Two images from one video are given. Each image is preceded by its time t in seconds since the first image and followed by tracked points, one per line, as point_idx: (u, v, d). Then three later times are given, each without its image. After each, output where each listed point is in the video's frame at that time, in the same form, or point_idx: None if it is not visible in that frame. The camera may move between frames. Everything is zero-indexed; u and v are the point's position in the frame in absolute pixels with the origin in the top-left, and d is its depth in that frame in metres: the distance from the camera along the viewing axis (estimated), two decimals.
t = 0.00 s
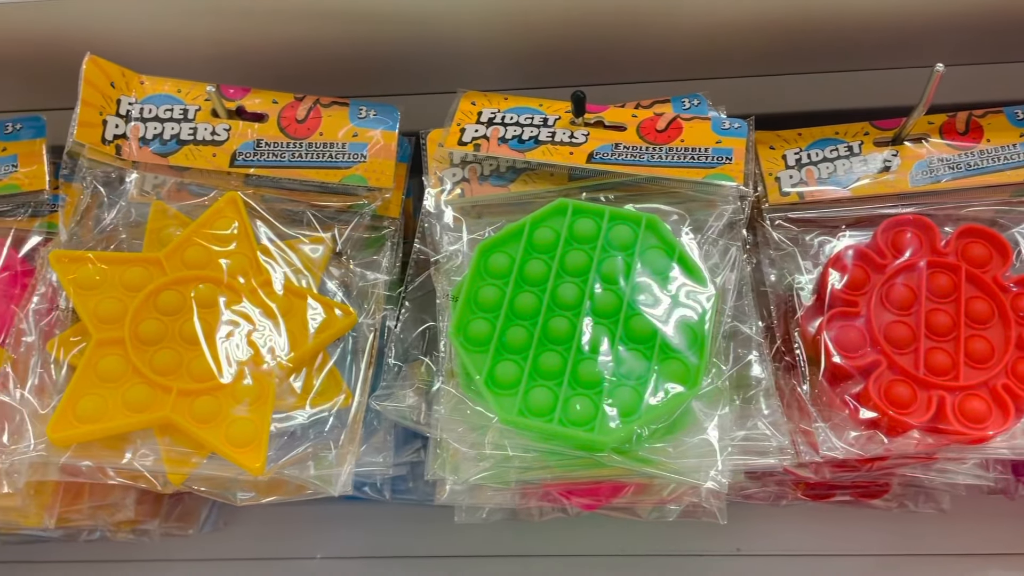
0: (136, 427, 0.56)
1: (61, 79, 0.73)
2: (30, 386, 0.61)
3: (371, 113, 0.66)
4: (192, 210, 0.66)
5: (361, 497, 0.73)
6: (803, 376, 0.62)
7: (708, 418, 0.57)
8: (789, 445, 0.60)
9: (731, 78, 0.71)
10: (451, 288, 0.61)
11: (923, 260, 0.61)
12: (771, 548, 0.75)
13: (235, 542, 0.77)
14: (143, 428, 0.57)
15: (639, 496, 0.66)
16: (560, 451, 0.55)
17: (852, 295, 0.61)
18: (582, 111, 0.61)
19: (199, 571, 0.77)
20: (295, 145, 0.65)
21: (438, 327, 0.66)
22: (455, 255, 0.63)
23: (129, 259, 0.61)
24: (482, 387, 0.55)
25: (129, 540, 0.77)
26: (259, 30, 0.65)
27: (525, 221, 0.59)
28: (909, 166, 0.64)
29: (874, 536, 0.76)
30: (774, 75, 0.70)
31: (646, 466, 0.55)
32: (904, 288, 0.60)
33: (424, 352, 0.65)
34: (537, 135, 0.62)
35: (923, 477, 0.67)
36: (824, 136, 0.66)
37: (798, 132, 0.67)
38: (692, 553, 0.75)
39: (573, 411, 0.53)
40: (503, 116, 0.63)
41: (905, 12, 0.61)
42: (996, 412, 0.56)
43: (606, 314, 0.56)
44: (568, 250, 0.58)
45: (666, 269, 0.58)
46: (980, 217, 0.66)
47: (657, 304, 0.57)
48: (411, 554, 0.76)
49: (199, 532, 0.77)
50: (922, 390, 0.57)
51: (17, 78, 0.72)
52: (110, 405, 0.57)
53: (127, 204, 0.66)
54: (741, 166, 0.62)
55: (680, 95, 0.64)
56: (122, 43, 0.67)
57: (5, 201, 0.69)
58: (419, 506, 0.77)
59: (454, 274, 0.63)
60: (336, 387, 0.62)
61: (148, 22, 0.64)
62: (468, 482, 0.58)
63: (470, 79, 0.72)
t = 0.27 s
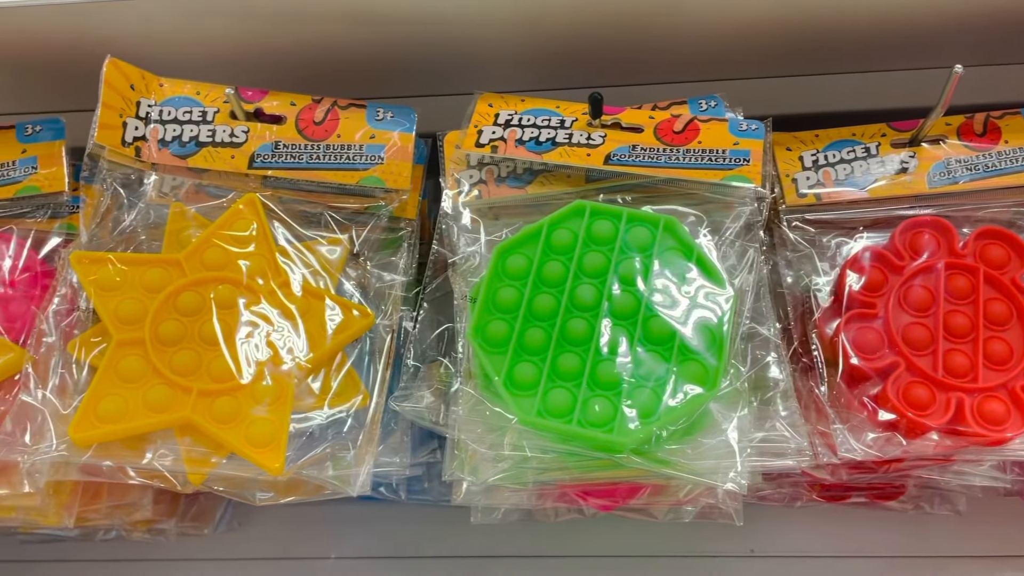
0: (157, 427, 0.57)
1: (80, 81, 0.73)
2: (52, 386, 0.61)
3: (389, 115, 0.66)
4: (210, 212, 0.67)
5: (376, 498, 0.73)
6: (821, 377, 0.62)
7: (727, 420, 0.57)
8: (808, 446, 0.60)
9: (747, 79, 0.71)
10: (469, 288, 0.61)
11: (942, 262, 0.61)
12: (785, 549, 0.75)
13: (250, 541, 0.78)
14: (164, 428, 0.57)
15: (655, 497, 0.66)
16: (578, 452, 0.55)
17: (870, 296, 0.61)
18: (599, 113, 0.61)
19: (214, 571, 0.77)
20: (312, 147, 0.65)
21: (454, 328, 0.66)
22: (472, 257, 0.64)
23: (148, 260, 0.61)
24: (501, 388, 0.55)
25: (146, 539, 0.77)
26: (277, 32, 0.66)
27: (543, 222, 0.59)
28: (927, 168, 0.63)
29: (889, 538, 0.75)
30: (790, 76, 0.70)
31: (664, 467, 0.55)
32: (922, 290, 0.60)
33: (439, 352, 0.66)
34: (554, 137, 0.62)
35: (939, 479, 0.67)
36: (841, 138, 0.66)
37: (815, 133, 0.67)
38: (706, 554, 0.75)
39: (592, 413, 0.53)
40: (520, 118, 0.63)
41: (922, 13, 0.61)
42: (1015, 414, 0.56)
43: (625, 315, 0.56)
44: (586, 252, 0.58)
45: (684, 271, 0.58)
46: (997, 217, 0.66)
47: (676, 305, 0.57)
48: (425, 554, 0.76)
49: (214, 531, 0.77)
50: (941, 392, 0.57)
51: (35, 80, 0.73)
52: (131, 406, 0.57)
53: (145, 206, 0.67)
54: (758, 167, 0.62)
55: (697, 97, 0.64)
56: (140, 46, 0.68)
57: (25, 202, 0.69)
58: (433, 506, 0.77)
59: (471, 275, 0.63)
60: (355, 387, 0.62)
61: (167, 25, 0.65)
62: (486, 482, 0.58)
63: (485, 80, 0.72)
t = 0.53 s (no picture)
0: (177, 426, 0.57)
1: (98, 82, 0.74)
2: (72, 385, 0.61)
3: (406, 115, 0.67)
4: (228, 212, 0.67)
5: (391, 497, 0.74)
6: (839, 378, 0.62)
7: (746, 420, 0.57)
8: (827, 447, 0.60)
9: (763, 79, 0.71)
10: (486, 288, 0.62)
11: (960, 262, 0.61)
12: (799, 550, 0.75)
13: (264, 540, 0.78)
14: (183, 427, 0.58)
15: (671, 498, 0.66)
16: (597, 452, 0.55)
17: (888, 297, 0.61)
18: (617, 113, 0.61)
19: (229, 570, 0.77)
20: (330, 147, 0.65)
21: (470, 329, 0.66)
22: (490, 257, 0.64)
23: (168, 260, 0.61)
24: (520, 388, 0.55)
25: (161, 538, 0.77)
26: (295, 33, 0.66)
27: (561, 222, 0.59)
28: (945, 167, 0.63)
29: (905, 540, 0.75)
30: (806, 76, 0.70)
31: (683, 467, 0.55)
32: (940, 290, 0.60)
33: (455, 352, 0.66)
34: (572, 137, 0.62)
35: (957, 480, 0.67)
36: (858, 137, 0.65)
37: (832, 133, 0.67)
38: (720, 554, 0.75)
39: (611, 412, 0.53)
40: (537, 118, 0.63)
41: (941, 13, 0.61)
42: None
43: (644, 315, 0.57)
44: (604, 252, 0.59)
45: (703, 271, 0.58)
46: (1015, 218, 0.66)
47: (694, 305, 0.57)
48: (438, 554, 0.76)
49: (229, 531, 0.77)
50: (960, 392, 0.57)
51: (54, 81, 0.73)
52: (151, 405, 0.57)
53: (164, 206, 0.67)
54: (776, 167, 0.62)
55: (714, 97, 0.64)
56: (159, 47, 0.68)
57: (44, 203, 0.69)
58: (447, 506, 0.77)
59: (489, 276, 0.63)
60: (373, 386, 0.62)
61: (186, 26, 0.65)
62: (505, 482, 0.58)
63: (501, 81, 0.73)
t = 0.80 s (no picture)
0: (199, 425, 0.57)
1: (118, 82, 0.74)
2: (94, 384, 0.62)
3: (425, 116, 0.67)
4: (248, 212, 0.67)
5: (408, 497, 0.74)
6: (859, 378, 0.62)
7: (766, 420, 0.57)
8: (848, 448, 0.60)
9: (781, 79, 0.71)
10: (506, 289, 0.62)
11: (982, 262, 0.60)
12: (815, 551, 0.75)
13: (280, 539, 0.78)
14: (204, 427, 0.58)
15: (689, 498, 0.66)
16: (618, 453, 0.55)
17: (908, 298, 0.60)
18: (636, 113, 0.61)
19: (245, 569, 0.78)
20: (349, 148, 0.65)
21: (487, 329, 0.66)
22: (509, 257, 0.64)
23: (190, 259, 0.62)
24: (541, 388, 0.55)
25: (178, 537, 0.78)
26: (314, 33, 0.66)
27: (581, 222, 0.59)
28: (965, 168, 0.63)
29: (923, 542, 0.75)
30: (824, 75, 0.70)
31: (704, 467, 0.55)
32: (962, 290, 0.59)
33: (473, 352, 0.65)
34: (591, 137, 0.62)
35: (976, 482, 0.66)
36: (877, 137, 0.65)
37: (852, 133, 0.66)
38: (736, 555, 0.75)
39: (632, 413, 0.53)
40: (556, 118, 0.63)
41: (963, 12, 0.61)
42: None
43: (665, 315, 0.57)
44: (624, 252, 0.58)
45: (724, 271, 0.58)
46: None
47: (715, 305, 0.57)
48: (453, 555, 0.76)
49: (245, 530, 0.78)
50: (982, 393, 0.57)
51: (75, 82, 0.74)
52: (173, 404, 0.58)
53: (184, 206, 0.67)
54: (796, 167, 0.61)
55: (733, 97, 0.64)
56: (179, 47, 0.68)
57: (64, 203, 0.70)
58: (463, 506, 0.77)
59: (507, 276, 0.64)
60: (393, 386, 0.63)
61: (206, 26, 0.65)
62: (525, 482, 0.58)
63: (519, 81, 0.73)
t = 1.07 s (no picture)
0: (221, 425, 0.57)
1: (137, 83, 0.75)
2: (116, 383, 0.63)
3: (444, 116, 0.67)
4: (268, 212, 0.67)
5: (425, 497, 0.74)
6: (881, 379, 0.61)
7: (788, 421, 0.57)
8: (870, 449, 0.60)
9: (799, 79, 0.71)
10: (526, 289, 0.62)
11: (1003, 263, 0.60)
12: (832, 552, 0.74)
13: (297, 539, 0.78)
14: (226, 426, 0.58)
15: (708, 500, 0.65)
16: (640, 453, 0.55)
17: (930, 298, 0.60)
18: (657, 113, 0.61)
19: (262, 568, 0.78)
20: (369, 148, 0.65)
21: (505, 329, 0.66)
22: (529, 256, 0.64)
23: (211, 259, 0.62)
24: (563, 388, 0.55)
25: (195, 536, 0.78)
26: (335, 34, 0.67)
27: (602, 222, 0.59)
28: (987, 168, 0.63)
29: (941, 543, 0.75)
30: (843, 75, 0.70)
31: (726, 468, 0.55)
32: (984, 291, 0.59)
33: (491, 352, 0.65)
34: (611, 137, 0.62)
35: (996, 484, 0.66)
36: (898, 138, 0.65)
37: (872, 133, 0.66)
38: (753, 555, 0.75)
39: (655, 413, 0.54)
40: (575, 119, 0.63)
41: (985, 12, 0.61)
42: None
43: (688, 315, 0.57)
44: (646, 252, 0.58)
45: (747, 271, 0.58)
46: None
47: (738, 305, 0.57)
48: (469, 555, 0.76)
49: (261, 529, 0.78)
50: (1005, 394, 0.56)
51: (95, 82, 0.74)
52: (196, 404, 0.58)
53: (204, 206, 0.68)
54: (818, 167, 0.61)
55: (754, 97, 0.64)
56: (199, 48, 0.69)
57: (85, 203, 0.70)
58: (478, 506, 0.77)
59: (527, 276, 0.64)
60: (413, 386, 0.63)
61: (227, 27, 0.65)
62: (546, 482, 0.58)
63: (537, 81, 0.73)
